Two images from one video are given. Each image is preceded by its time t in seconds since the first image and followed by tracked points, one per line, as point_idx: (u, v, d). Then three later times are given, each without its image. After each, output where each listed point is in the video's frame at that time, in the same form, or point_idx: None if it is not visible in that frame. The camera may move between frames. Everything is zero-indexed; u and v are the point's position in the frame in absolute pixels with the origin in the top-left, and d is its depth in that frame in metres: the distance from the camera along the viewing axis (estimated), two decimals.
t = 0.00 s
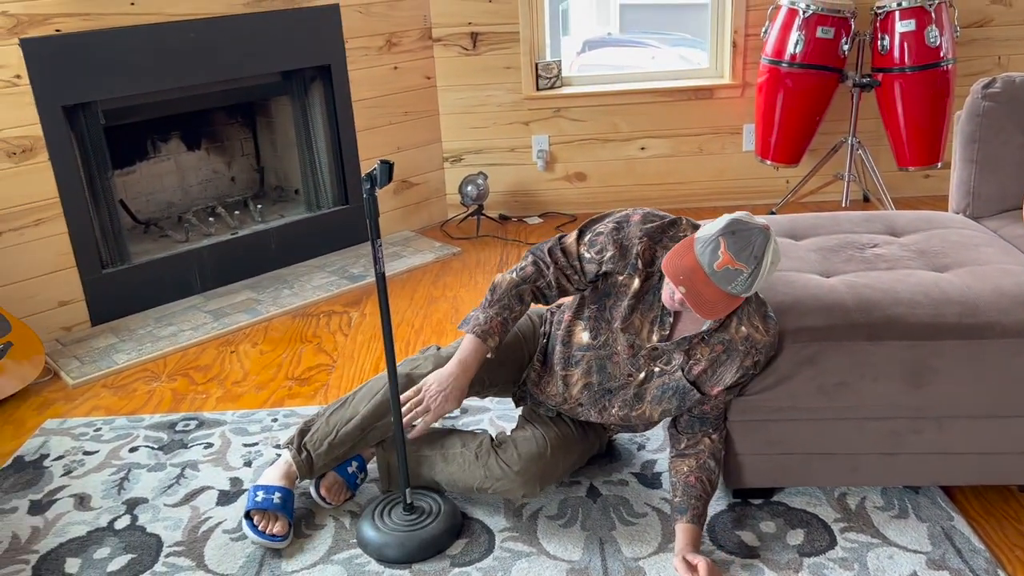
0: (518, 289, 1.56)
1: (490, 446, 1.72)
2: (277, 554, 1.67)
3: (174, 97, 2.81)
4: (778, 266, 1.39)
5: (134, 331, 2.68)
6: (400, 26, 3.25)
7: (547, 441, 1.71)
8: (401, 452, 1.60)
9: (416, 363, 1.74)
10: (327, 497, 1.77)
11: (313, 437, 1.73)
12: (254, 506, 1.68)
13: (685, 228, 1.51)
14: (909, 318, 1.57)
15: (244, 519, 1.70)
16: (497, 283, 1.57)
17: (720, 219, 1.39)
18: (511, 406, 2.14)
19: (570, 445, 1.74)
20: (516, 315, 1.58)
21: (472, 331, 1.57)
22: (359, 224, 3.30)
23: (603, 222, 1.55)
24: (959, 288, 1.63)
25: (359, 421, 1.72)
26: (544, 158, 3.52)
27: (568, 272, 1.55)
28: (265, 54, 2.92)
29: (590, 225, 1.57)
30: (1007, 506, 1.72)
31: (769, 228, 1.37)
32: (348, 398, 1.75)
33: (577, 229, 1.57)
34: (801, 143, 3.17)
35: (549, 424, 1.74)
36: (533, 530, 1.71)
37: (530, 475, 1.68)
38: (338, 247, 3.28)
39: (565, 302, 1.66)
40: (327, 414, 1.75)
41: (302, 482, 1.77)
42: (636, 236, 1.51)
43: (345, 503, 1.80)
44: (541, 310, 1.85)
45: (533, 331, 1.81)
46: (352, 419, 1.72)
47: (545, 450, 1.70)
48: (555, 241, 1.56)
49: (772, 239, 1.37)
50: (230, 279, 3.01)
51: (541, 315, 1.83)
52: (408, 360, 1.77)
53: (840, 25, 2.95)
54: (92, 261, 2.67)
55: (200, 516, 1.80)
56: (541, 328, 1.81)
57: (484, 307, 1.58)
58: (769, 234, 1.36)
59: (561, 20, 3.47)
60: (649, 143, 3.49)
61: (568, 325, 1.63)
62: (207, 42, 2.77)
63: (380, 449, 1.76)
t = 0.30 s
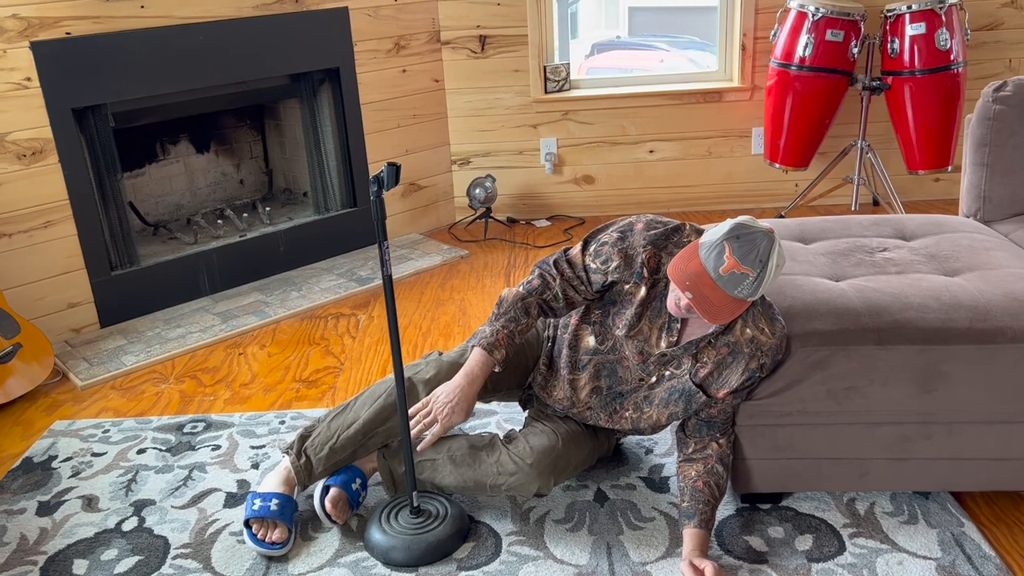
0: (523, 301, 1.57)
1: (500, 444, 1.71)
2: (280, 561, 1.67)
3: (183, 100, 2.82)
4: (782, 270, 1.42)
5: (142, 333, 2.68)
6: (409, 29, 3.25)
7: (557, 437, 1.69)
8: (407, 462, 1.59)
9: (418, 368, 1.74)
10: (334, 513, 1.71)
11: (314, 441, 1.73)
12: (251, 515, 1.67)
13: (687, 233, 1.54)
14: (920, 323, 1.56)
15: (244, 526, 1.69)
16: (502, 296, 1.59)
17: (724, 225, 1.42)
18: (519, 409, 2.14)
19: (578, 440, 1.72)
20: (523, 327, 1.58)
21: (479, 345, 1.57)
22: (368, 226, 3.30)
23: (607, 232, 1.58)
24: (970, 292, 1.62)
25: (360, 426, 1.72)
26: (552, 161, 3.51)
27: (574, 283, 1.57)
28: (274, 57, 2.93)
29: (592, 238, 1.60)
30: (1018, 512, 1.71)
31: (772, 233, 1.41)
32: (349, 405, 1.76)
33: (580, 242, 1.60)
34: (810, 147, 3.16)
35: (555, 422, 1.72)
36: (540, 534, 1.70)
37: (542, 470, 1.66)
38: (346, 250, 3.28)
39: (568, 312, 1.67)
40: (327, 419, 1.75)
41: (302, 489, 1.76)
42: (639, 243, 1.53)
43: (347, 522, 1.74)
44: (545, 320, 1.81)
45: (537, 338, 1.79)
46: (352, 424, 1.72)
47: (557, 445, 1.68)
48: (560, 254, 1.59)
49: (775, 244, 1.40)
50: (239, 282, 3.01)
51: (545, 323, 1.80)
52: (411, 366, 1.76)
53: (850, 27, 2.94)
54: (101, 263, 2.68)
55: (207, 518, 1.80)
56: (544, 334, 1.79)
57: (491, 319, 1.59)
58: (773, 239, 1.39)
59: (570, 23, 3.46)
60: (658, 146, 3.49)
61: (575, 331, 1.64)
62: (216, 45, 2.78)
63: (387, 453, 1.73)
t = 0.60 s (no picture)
0: (531, 302, 1.57)
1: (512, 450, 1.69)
2: (287, 562, 1.67)
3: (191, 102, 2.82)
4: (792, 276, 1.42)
5: (150, 334, 2.69)
6: (416, 31, 3.26)
7: (569, 442, 1.68)
8: (416, 469, 1.59)
9: (427, 372, 1.74)
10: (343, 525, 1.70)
11: (322, 444, 1.73)
12: (258, 518, 1.67)
13: (697, 237, 1.52)
14: (929, 326, 1.55)
15: (251, 528, 1.69)
16: (510, 297, 1.58)
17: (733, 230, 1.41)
18: (525, 411, 2.14)
19: (589, 444, 1.71)
20: (533, 328, 1.57)
21: (488, 346, 1.57)
22: (375, 228, 3.31)
23: (616, 232, 1.57)
24: (980, 295, 1.61)
25: (367, 432, 1.72)
26: (559, 163, 3.51)
27: (582, 284, 1.56)
28: (282, 59, 2.93)
29: (601, 238, 1.59)
30: None
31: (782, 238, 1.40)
32: (357, 408, 1.75)
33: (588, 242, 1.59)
34: (818, 149, 3.16)
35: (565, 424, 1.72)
36: (547, 536, 1.70)
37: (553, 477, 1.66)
38: (353, 251, 3.29)
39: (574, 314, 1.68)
40: (336, 421, 1.74)
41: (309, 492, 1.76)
42: (648, 245, 1.52)
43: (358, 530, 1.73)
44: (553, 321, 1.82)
45: (545, 340, 1.79)
46: (360, 429, 1.72)
47: (570, 450, 1.67)
48: (568, 254, 1.59)
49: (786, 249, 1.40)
50: (246, 283, 3.02)
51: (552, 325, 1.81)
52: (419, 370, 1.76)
53: (858, 30, 2.93)
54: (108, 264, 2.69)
55: (215, 519, 1.80)
56: (551, 336, 1.79)
57: (501, 320, 1.58)
58: (783, 245, 1.39)
59: (576, 25, 3.46)
60: (665, 148, 3.48)
61: (583, 332, 1.64)
62: (224, 47, 2.79)
63: (394, 458, 1.74)
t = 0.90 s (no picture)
0: (545, 308, 1.55)
1: (519, 471, 1.67)
2: (291, 565, 1.67)
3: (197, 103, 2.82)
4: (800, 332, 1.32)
5: (155, 335, 2.69)
6: (421, 32, 3.26)
7: (575, 464, 1.68)
8: (420, 474, 1.61)
9: (435, 379, 1.73)
10: (347, 532, 1.69)
11: (327, 446, 1.73)
12: (264, 519, 1.67)
13: (714, 273, 1.46)
14: (936, 329, 1.55)
15: (256, 530, 1.69)
16: (524, 302, 1.57)
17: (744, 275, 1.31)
18: (530, 413, 2.14)
19: (592, 472, 1.71)
20: (545, 333, 1.57)
21: (502, 353, 1.57)
22: (380, 229, 3.31)
23: (633, 253, 1.52)
24: (987, 297, 1.61)
25: (374, 436, 1.72)
26: (564, 164, 3.51)
27: (592, 300, 1.53)
28: (288, 60, 2.94)
29: (619, 255, 1.54)
30: None
31: (796, 290, 1.30)
32: (364, 411, 1.76)
33: (605, 258, 1.55)
34: (823, 151, 3.16)
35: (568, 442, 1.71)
36: (552, 538, 1.70)
37: (558, 505, 1.66)
38: (358, 252, 3.29)
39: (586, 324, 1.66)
40: (341, 424, 1.75)
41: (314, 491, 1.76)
42: (663, 276, 1.47)
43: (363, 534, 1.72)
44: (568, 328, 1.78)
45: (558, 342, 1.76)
46: (367, 433, 1.72)
47: (576, 473, 1.68)
48: (584, 266, 1.55)
49: (798, 301, 1.30)
50: (252, 283, 3.02)
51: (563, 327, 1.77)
52: (427, 375, 1.76)
53: (864, 31, 2.93)
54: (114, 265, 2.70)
55: (220, 519, 1.80)
56: (564, 339, 1.76)
57: (514, 325, 1.58)
58: (794, 298, 1.29)
59: (581, 26, 3.46)
60: (670, 149, 3.48)
61: (592, 346, 1.64)
62: (231, 48, 2.79)
63: (400, 465, 1.73)
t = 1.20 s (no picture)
0: (534, 359, 1.46)
1: (521, 490, 1.64)
2: (292, 565, 1.67)
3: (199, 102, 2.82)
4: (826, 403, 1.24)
5: (157, 334, 2.69)
6: (424, 32, 3.26)
7: (578, 485, 1.65)
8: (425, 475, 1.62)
9: (437, 402, 1.69)
10: (345, 531, 1.70)
11: (329, 457, 1.71)
12: (262, 520, 1.67)
13: (723, 320, 1.40)
14: (939, 329, 1.54)
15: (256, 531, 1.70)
16: (512, 352, 1.47)
17: (769, 344, 1.22)
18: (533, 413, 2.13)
19: (595, 498, 1.68)
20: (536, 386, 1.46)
21: (485, 406, 1.45)
22: (381, 228, 3.31)
23: (632, 298, 1.46)
24: (990, 298, 1.61)
25: (374, 451, 1.69)
26: (567, 164, 3.51)
27: (587, 350, 1.47)
28: (290, 60, 2.93)
29: (616, 302, 1.49)
30: None
31: (825, 361, 1.21)
32: (363, 423, 1.73)
33: (602, 304, 1.49)
34: (826, 151, 3.15)
35: (572, 465, 1.66)
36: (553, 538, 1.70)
37: (554, 530, 1.64)
38: (360, 251, 3.28)
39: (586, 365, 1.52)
40: (342, 437, 1.73)
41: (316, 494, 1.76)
42: (670, 330, 1.41)
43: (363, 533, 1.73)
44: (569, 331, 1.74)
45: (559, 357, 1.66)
46: (367, 447, 1.70)
47: (579, 492, 1.65)
48: (578, 314, 1.48)
49: (827, 374, 1.21)
50: (254, 283, 3.02)
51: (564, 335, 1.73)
52: (430, 395, 1.71)
53: (867, 30, 2.92)
54: (116, 264, 2.70)
55: (221, 520, 1.80)
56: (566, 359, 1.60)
57: (499, 377, 1.46)
58: (824, 370, 1.20)
59: (584, 25, 3.46)
60: (672, 149, 3.47)
61: (594, 387, 1.50)
62: (233, 48, 2.79)
63: (401, 467, 1.72)
